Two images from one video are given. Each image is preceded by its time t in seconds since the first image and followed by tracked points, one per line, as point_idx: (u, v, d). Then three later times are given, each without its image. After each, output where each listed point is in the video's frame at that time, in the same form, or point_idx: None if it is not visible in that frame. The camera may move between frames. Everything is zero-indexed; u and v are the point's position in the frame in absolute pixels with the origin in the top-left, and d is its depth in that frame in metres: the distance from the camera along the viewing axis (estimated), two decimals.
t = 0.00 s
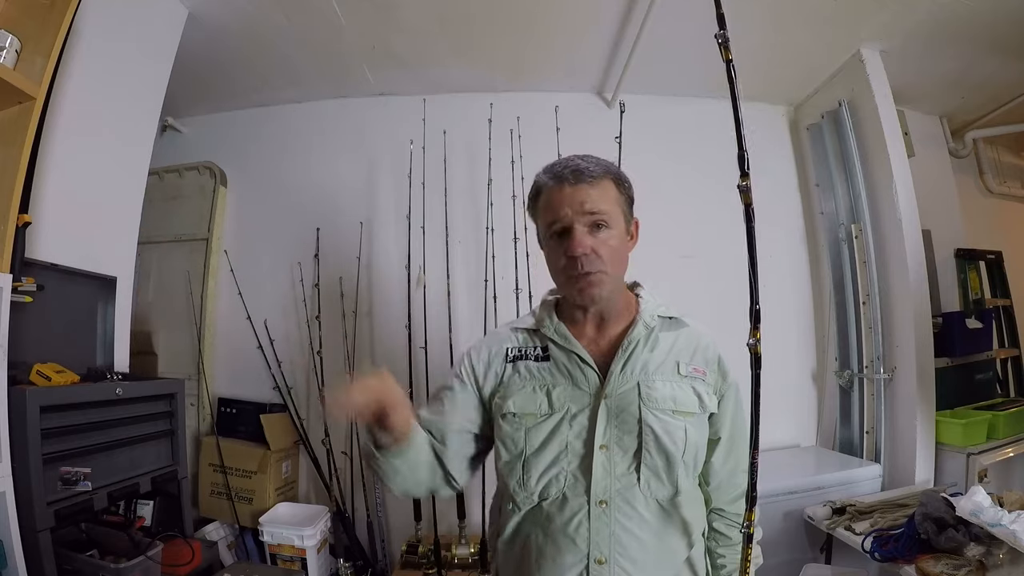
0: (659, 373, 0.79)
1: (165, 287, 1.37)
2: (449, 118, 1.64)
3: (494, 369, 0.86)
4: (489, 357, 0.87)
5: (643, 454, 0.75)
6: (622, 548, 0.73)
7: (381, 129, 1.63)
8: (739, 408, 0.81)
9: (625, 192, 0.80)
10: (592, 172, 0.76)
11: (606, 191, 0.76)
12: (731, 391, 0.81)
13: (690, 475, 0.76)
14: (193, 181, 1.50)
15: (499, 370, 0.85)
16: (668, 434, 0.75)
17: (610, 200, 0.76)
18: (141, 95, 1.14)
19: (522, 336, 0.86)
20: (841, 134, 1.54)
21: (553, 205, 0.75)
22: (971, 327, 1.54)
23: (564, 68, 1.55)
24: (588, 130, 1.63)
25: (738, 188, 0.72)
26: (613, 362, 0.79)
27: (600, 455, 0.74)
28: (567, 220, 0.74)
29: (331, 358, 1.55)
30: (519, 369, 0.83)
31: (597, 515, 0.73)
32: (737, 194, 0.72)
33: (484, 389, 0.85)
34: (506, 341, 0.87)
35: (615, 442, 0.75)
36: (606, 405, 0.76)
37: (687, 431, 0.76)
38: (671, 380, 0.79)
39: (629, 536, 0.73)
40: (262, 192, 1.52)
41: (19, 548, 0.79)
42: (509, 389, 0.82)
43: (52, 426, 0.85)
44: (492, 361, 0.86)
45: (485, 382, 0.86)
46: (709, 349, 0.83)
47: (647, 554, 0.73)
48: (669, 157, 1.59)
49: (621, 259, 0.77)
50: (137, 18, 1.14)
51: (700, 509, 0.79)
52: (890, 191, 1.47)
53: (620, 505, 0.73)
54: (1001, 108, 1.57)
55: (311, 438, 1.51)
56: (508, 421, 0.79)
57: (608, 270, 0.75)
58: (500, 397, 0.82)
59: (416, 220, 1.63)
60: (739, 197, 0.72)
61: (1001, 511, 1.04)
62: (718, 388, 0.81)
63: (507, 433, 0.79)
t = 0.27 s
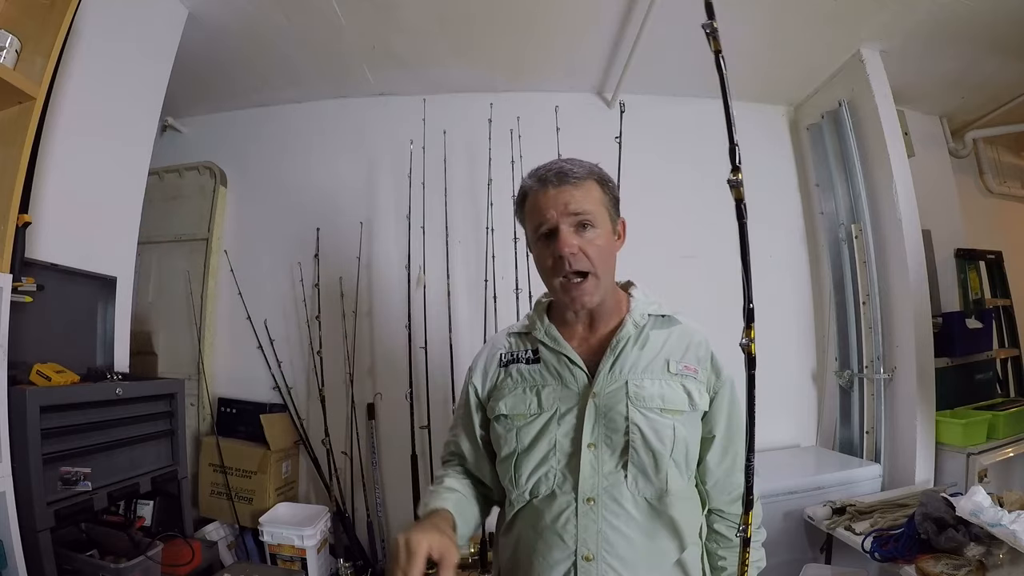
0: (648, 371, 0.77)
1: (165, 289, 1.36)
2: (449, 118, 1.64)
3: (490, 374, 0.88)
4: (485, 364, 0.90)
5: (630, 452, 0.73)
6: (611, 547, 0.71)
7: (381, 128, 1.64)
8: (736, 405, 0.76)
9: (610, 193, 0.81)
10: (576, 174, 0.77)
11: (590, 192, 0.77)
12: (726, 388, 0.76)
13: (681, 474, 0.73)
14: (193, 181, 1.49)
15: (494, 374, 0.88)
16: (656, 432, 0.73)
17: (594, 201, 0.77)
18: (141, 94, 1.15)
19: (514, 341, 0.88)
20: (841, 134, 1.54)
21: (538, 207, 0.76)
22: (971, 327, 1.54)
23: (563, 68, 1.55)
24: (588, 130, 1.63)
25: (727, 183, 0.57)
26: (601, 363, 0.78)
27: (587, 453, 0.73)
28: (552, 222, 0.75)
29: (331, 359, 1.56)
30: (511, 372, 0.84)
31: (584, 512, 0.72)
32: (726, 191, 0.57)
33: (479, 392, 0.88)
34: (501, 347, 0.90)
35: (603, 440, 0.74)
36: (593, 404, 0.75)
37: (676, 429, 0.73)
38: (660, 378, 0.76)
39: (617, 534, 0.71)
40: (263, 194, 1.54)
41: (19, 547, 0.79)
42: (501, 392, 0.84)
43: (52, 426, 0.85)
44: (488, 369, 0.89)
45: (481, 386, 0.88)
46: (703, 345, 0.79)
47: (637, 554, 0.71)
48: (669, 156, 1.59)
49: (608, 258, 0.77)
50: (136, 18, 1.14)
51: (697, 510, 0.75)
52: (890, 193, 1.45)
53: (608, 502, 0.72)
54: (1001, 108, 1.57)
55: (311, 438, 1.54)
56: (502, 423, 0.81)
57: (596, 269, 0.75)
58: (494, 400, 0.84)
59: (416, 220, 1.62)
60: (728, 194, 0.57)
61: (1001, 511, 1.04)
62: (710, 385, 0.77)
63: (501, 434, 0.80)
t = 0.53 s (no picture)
0: (640, 368, 0.76)
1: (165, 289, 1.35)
2: (449, 118, 1.64)
3: (488, 372, 0.89)
4: (485, 363, 0.91)
5: (619, 448, 0.72)
6: (600, 540, 0.70)
7: (381, 128, 1.64)
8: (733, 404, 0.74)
9: (607, 197, 0.83)
10: (576, 177, 0.79)
11: (589, 193, 0.79)
12: (720, 386, 0.74)
13: (673, 472, 0.72)
14: (193, 181, 1.49)
15: (493, 372, 0.89)
16: (645, 429, 0.72)
17: (593, 203, 0.78)
18: (141, 94, 1.15)
19: (513, 340, 0.89)
20: (841, 134, 1.54)
21: (539, 206, 0.77)
22: (971, 327, 1.54)
23: (563, 68, 1.55)
24: (588, 130, 1.63)
25: (708, 184, 0.62)
26: (593, 361, 0.78)
27: (577, 448, 0.73)
28: (553, 220, 0.76)
29: (331, 359, 1.56)
30: (509, 370, 0.85)
31: (574, 506, 0.71)
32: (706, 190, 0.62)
33: (478, 390, 0.89)
34: (501, 347, 0.91)
35: (594, 436, 0.74)
36: (585, 401, 0.75)
37: (666, 426, 0.72)
38: (652, 376, 0.75)
39: (606, 528, 0.71)
40: (264, 194, 1.55)
41: (19, 547, 0.79)
42: (498, 389, 0.84)
43: (52, 426, 0.85)
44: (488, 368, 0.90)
45: (480, 384, 0.89)
46: (697, 343, 0.78)
47: (627, 549, 0.70)
48: (669, 156, 1.59)
49: (606, 258, 0.78)
50: (136, 18, 1.14)
51: (690, 509, 0.73)
52: (890, 192, 1.45)
53: (598, 497, 0.72)
54: (1001, 108, 1.57)
55: (311, 438, 1.54)
56: (498, 419, 0.82)
57: (594, 267, 0.75)
58: (492, 396, 0.85)
59: (416, 220, 1.62)
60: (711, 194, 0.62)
61: (1001, 511, 1.04)
62: (704, 383, 0.75)
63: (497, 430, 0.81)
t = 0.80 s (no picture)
0: (631, 364, 0.76)
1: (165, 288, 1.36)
2: (449, 118, 1.64)
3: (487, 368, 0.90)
4: (484, 360, 0.91)
5: (609, 440, 0.72)
6: (589, 530, 0.70)
7: (381, 128, 1.64)
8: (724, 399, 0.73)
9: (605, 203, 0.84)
10: (576, 181, 0.80)
11: (588, 196, 0.80)
12: (709, 381, 0.74)
13: (663, 465, 0.72)
14: (193, 181, 1.49)
15: (491, 368, 0.89)
16: (634, 422, 0.72)
17: (591, 206, 0.79)
18: (142, 94, 1.15)
19: (511, 337, 0.90)
20: (841, 134, 1.54)
21: (540, 206, 0.78)
22: (971, 327, 1.54)
23: (563, 69, 1.55)
24: (588, 130, 1.63)
25: (690, 181, 0.65)
26: (586, 356, 0.78)
27: (568, 440, 0.73)
28: (552, 220, 0.77)
29: (331, 359, 1.56)
30: (506, 366, 0.85)
31: (564, 497, 0.71)
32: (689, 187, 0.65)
33: (477, 385, 0.89)
34: (500, 345, 0.91)
35: (585, 429, 0.74)
36: (576, 395, 0.75)
37: (655, 420, 0.72)
38: (642, 371, 0.75)
39: (596, 518, 0.70)
40: (265, 194, 1.55)
41: (19, 547, 0.79)
42: (496, 384, 0.85)
43: (52, 426, 0.85)
44: (487, 364, 0.91)
45: (479, 379, 0.90)
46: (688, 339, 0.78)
47: (616, 539, 0.70)
48: (669, 156, 1.59)
49: (602, 259, 0.78)
50: (136, 18, 1.14)
51: (681, 502, 0.72)
52: (891, 192, 1.45)
53: (587, 487, 0.71)
54: (1002, 108, 1.57)
55: (311, 438, 1.54)
56: (496, 413, 0.82)
57: (590, 266, 0.76)
58: (490, 392, 0.86)
59: (416, 220, 1.62)
60: (694, 192, 0.65)
61: (1001, 511, 1.04)
62: (694, 378, 0.75)
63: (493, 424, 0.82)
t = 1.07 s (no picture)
0: (623, 362, 0.76)
1: (165, 288, 1.37)
2: (449, 118, 1.64)
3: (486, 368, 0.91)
4: (483, 360, 0.92)
5: (601, 437, 0.72)
6: (581, 524, 0.70)
7: (381, 128, 1.64)
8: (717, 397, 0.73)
9: (589, 207, 0.81)
10: (554, 192, 0.78)
11: (567, 206, 0.78)
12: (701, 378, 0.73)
13: (655, 462, 0.71)
14: (193, 181, 1.49)
15: (490, 369, 0.90)
16: (625, 419, 0.72)
17: (570, 215, 0.77)
18: (142, 94, 1.15)
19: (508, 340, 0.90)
20: (841, 134, 1.54)
21: (519, 221, 0.79)
22: (971, 327, 1.54)
23: (563, 69, 1.55)
24: (588, 130, 1.63)
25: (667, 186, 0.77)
26: (579, 356, 0.78)
27: (562, 438, 0.73)
28: (530, 234, 0.77)
29: (332, 359, 1.56)
30: (505, 368, 0.86)
31: (556, 492, 0.71)
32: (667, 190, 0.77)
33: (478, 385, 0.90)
34: (499, 347, 0.92)
35: (578, 426, 0.74)
36: (570, 393, 0.75)
37: (646, 418, 0.72)
38: (634, 369, 0.75)
39: (588, 513, 0.71)
40: (265, 194, 1.54)
41: (19, 547, 0.78)
42: (495, 384, 0.85)
43: (52, 426, 0.85)
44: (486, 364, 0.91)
45: (480, 379, 0.91)
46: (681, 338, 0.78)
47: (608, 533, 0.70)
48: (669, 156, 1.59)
49: (584, 268, 0.77)
50: (136, 18, 1.14)
51: (673, 498, 0.72)
52: (891, 194, 1.44)
53: (580, 483, 0.71)
54: (1002, 108, 1.57)
55: (311, 438, 1.54)
56: (495, 412, 0.83)
57: (570, 277, 0.76)
58: (489, 391, 0.86)
59: (416, 221, 1.63)
60: (672, 195, 0.77)
61: (1001, 511, 1.04)
62: (685, 376, 0.75)
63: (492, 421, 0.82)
